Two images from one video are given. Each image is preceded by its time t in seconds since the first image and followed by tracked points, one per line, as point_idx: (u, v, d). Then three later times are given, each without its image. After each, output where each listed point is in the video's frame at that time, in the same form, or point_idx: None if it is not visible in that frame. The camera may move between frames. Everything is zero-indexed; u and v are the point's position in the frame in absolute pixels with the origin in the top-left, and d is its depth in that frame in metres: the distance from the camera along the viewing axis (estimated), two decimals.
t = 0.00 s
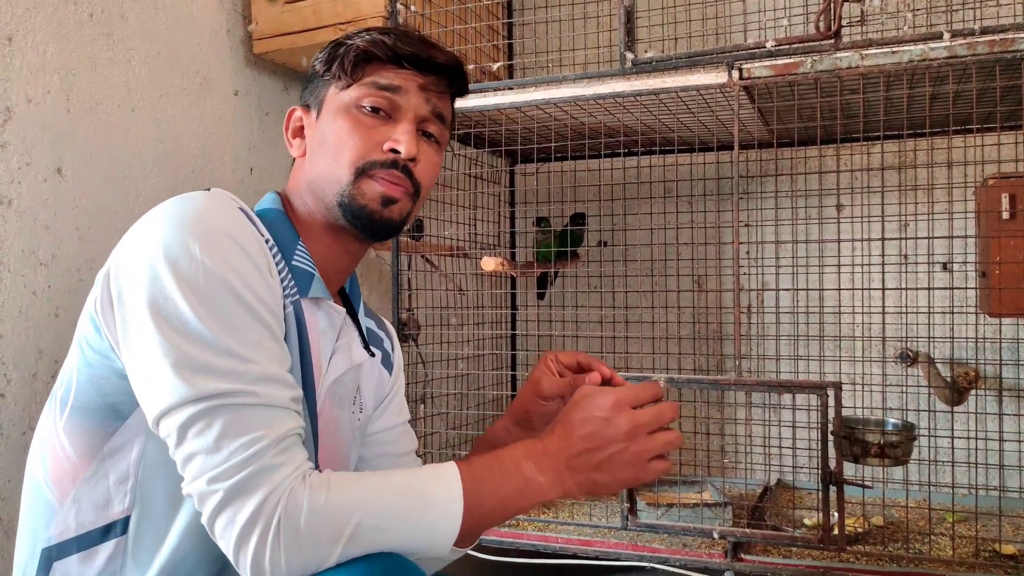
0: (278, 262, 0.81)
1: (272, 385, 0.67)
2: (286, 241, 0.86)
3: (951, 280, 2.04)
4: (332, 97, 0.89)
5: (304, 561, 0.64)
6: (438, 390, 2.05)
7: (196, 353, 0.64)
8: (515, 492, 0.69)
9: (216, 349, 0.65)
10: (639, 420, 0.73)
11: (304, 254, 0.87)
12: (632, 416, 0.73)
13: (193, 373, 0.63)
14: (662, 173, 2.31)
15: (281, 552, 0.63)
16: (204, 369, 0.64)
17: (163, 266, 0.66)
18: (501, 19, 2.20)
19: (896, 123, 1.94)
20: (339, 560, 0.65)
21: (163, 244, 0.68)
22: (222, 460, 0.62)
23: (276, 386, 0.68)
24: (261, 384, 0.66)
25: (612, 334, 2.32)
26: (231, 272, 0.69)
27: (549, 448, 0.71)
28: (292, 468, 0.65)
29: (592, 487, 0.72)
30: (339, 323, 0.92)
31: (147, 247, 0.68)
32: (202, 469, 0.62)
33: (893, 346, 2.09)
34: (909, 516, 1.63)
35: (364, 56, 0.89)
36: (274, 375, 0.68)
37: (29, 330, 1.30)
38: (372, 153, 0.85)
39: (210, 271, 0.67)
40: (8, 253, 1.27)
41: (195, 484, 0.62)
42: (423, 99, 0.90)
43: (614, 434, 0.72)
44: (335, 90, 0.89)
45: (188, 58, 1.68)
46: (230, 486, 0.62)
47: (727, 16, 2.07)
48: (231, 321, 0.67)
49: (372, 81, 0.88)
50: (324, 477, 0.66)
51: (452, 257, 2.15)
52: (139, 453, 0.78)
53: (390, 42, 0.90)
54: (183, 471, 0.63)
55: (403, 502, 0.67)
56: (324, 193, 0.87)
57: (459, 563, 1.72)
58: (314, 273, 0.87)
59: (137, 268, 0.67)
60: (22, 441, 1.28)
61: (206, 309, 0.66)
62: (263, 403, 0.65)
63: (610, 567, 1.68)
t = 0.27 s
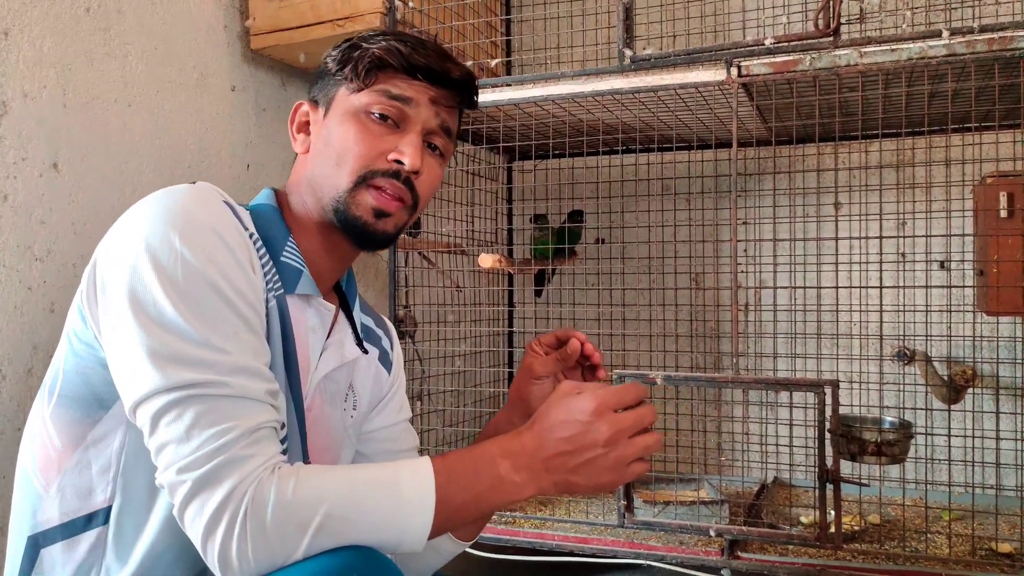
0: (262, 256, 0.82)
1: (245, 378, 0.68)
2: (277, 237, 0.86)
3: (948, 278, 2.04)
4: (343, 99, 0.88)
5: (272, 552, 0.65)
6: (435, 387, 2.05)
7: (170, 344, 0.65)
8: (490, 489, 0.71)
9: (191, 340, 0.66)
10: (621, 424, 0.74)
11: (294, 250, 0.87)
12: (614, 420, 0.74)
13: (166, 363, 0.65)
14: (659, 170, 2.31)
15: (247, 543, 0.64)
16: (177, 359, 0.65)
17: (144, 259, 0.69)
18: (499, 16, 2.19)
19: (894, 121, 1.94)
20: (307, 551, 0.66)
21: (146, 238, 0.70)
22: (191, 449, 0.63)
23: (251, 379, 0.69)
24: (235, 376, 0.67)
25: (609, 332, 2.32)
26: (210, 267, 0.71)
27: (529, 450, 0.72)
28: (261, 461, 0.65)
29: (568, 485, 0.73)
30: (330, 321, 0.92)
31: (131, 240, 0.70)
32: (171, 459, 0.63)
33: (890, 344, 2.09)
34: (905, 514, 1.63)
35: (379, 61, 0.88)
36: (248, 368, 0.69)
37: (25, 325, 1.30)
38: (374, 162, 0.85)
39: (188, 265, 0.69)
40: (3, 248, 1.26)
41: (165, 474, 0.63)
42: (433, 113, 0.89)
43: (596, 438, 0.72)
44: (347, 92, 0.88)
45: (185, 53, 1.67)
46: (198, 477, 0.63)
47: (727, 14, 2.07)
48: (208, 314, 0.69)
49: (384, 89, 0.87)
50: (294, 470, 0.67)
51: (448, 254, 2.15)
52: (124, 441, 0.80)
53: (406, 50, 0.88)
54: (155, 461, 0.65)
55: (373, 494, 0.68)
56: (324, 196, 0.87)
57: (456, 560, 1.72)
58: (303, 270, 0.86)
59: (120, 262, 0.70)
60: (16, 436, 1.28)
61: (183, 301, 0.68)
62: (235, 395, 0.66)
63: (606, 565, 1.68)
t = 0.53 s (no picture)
0: (261, 258, 0.82)
1: (247, 378, 0.68)
2: (277, 240, 0.85)
3: (953, 277, 2.04)
4: (417, 145, 0.84)
5: (280, 552, 0.65)
6: (439, 387, 2.05)
7: (172, 346, 0.65)
8: (493, 486, 0.71)
9: (191, 342, 0.66)
10: (627, 426, 0.78)
11: (294, 253, 0.87)
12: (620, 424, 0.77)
13: (168, 366, 0.65)
14: (663, 169, 2.31)
15: (256, 544, 0.64)
16: (179, 362, 0.65)
17: (145, 260, 0.69)
18: (503, 15, 2.19)
19: (899, 119, 1.94)
20: (317, 551, 0.66)
21: (145, 240, 0.70)
22: (196, 452, 0.63)
23: (252, 379, 0.69)
24: (236, 377, 0.67)
25: (613, 331, 2.31)
26: (210, 267, 0.71)
27: (537, 449, 0.73)
28: (265, 462, 0.65)
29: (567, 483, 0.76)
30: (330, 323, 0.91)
31: (131, 243, 0.71)
32: (176, 463, 0.63)
33: (895, 344, 2.08)
34: (911, 513, 1.63)
35: (456, 112, 0.85)
36: (249, 369, 0.69)
37: (30, 325, 1.30)
38: (447, 220, 0.88)
39: (189, 268, 0.69)
40: (8, 248, 1.26)
41: (170, 478, 0.63)
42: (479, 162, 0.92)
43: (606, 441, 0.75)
44: (425, 139, 0.84)
45: (189, 53, 1.68)
46: (203, 480, 0.63)
47: (731, 13, 2.07)
48: (209, 315, 0.69)
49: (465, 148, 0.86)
50: (299, 469, 0.67)
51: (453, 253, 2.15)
52: (124, 444, 0.80)
53: (480, 110, 0.88)
54: (159, 467, 0.64)
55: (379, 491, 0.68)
56: (393, 241, 0.88)
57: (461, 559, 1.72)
58: (303, 274, 0.86)
59: (120, 267, 0.70)
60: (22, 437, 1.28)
61: (184, 304, 0.68)
62: (237, 396, 0.66)
63: (611, 565, 1.68)
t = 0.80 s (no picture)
0: (278, 258, 0.82)
1: (269, 375, 0.68)
2: (289, 242, 0.85)
3: (955, 277, 2.04)
4: (445, 184, 0.84)
5: (306, 546, 0.65)
6: (440, 385, 2.05)
7: (198, 341, 0.65)
8: (505, 480, 0.72)
9: (217, 337, 0.66)
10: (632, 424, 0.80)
11: (306, 255, 0.87)
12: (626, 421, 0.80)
13: (195, 360, 0.65)
14: (664, 168, 2.31)
15: (282, 538, 0.64)
16: (205, 356, 0.65)
17: (169, 253, 0.69)
18: (505, 14, 2.19)
19: (901, 119, 1.94)
20: (341, 544, 0.67)
21: (168, 233, 0.70)
22: (224, 446, 0.63)
23: (274, 375, 0.69)
24: (259, 373, 0.68)
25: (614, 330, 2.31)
26: (234, 263, 0.71)
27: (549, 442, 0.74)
28: (291, 457, 0.66)
29: (573, 477, 0.78)
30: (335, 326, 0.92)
31: (153, 235, 0.71)
32: (203, 457, 0.63)
33: (895, 343, 2.08)
34: (911, 513, 1.63)
35: (483, 153, 0.85)
36: (271, 365, 0.69)
37: (31, 321, 1.30)
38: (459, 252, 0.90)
39: (214, 262, 0.70)
40: (10, 244, 1.26)
41: (195, 472, 0.63)
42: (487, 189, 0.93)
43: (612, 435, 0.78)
44: (454, 179, 0.84)
45: (191, 50, 1.68)
46: (231, 474, 0.63)
47: (732, 12, 2.07)
48: (232, 311, 0.69)
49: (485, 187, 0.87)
50: (322, 463, 0.68)
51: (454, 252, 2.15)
52: (131, 441, 0.80)
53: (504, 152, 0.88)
54: (182, 460, 0.64)
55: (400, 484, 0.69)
56: (405, 268, 0.89)
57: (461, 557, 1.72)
58: (314, 275, 0.86)
59: (142, 259, 0.70)
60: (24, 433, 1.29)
61: (209, 299, 0.68)
62: (261, 392, 0.66)
63: (612, 563, 1.68)
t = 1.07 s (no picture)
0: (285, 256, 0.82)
1: (273, 367, 0.68)
2: (297, 240, 0.85)
3: (957, 277, 2.04)
4: (443, 172, 0.84)
5: (300, 535, 0.66)
6: (441, 383, 2.05)
7: (203, 330, 0.66)
8: (502, 479, 0.72)
9: (222, 327, 0.67)
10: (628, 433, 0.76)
11: (314, 254, 0.87)
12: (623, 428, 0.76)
13: (200, 349, 0.65)
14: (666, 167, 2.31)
15: (276, 527, 0.64)
16: (210, 346, 0.65)
17: (177, 244, 0.69)
18: (507, 12, 2.19)
19: (903, 118, 1.93)
20: (333, 535, 0.67)
21: (177, 224, 0.71)
22: (224, 434, 0.63)
23: (277, 369, 0.69)
24: (263, 365, 0.68)
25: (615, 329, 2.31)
26: (241, 255, 0.71)
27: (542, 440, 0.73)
28: (290, 448, 0.66)
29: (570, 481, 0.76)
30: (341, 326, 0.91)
31: (162, 226, 0.71)
32: (203, 444, 0.63)
33: (897, 343, 2.08)
34: (913, 512, 1.63)
35: (481, 141, 0.85)
36: (275, 358, 0.69)
37: (33, 319, 1.30)
38: (465, 241, 0.89)
39: (222, 254, 0.70)
40: (12, 243, 1.26)
41: (194, 459, 0.63)
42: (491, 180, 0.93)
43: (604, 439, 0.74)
44: (453, 168, 0.84)
45: (193, 48, 1.67)
46: (230, 461, 0.63)
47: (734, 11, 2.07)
48: (238, 302, 0.69)
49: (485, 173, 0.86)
50: (320, 455, 0.68)
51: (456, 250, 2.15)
52: (134, 433, 0.80)
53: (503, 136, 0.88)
54: (181, 447, 0.64)
55: (398, 478, 0.69)
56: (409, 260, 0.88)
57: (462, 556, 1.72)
58: (321, 275, 0.86)
59: (151, 249, 0.70)
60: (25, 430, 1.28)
61: (216, 289, 0.68)
62: (265, 383, 0.67)
63: (613, 562, 1.69)
